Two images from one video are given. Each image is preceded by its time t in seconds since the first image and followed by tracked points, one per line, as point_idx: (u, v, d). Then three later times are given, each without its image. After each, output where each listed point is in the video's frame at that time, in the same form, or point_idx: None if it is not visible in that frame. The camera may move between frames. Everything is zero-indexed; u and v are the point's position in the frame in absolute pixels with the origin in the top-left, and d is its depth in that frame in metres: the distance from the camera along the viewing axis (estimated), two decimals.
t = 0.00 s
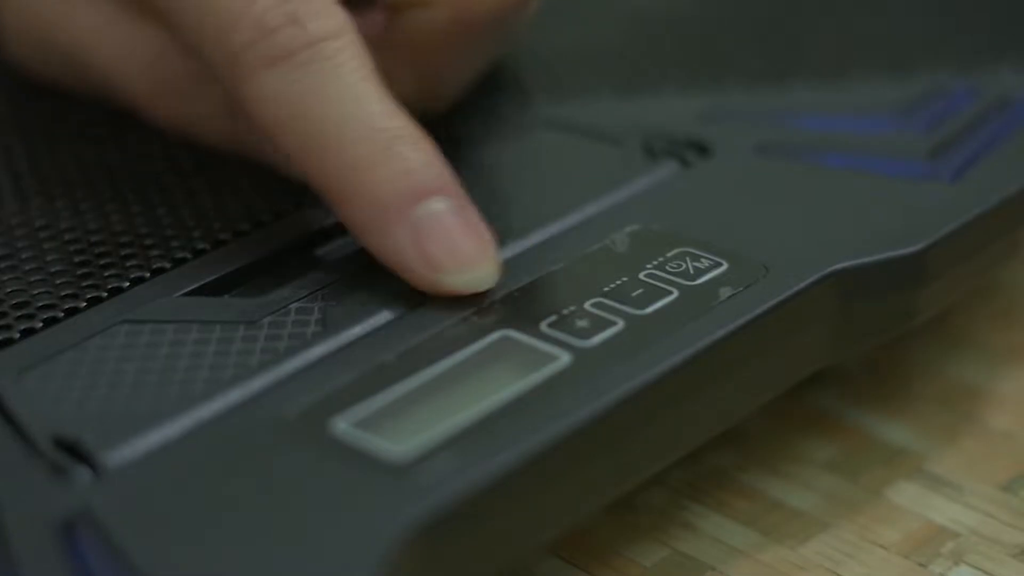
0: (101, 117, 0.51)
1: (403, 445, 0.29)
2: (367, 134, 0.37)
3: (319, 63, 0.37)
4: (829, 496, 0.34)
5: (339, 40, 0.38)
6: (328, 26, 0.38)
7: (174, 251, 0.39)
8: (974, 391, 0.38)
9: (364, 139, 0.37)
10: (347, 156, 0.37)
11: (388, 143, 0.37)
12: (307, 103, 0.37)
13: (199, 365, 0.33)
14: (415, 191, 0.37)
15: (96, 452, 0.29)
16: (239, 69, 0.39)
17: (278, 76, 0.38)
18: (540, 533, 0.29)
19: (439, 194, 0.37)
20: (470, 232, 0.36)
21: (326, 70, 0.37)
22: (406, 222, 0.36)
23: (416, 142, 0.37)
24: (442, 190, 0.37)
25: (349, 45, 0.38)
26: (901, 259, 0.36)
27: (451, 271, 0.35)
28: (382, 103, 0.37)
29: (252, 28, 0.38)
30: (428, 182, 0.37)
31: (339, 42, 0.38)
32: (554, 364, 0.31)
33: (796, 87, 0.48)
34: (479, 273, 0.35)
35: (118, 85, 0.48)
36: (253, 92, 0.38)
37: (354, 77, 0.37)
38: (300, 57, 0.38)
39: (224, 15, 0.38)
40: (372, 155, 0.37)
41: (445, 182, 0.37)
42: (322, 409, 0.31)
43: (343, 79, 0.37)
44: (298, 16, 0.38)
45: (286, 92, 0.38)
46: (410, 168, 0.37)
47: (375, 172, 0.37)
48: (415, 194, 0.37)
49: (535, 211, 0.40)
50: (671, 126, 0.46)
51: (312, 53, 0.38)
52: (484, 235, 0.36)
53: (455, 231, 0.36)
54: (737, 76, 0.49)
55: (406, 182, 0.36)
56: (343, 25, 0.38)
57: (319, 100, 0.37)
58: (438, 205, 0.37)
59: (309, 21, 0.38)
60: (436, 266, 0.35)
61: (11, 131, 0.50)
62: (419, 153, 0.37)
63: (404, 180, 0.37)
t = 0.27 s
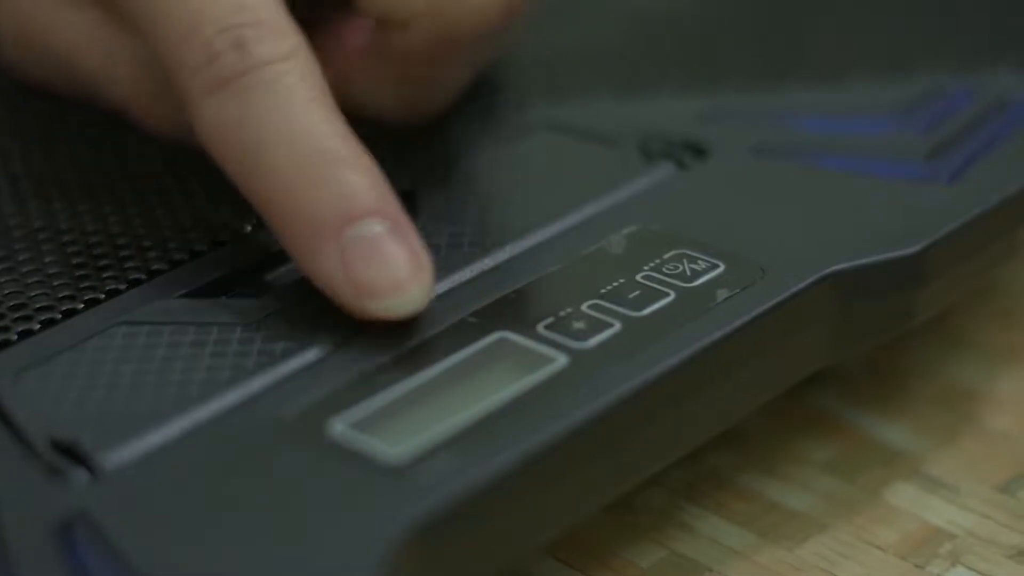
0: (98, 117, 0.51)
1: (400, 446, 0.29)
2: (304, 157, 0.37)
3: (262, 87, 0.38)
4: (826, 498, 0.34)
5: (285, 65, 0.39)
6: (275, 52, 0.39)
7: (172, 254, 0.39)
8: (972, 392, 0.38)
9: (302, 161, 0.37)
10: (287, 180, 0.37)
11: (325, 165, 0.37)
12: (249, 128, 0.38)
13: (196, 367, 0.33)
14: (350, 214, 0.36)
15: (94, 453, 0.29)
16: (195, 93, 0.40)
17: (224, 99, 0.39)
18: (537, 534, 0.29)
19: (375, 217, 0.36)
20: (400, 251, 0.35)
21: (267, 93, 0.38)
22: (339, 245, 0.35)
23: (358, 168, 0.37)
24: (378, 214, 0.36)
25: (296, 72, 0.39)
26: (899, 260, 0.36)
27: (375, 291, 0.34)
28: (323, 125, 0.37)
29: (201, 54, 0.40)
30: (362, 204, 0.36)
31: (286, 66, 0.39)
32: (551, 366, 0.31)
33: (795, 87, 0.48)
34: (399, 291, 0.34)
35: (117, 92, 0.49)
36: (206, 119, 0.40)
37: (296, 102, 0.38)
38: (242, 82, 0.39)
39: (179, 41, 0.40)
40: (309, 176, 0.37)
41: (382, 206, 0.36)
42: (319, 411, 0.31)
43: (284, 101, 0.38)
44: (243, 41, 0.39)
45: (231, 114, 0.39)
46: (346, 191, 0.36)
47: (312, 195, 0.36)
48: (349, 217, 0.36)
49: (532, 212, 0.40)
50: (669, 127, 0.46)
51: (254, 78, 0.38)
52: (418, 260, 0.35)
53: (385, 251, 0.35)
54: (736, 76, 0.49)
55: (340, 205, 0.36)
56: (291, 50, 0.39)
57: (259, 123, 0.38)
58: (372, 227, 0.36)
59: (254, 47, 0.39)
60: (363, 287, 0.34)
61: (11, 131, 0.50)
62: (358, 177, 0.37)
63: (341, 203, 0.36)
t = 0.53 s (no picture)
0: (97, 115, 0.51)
1: (397, 450, 0.29)
2: (251, 200, 0.34)
3: (216, 134, 0.36)
4: (823, 501, 0.34)
5: (243, 109, 0.36)
6: (232, 95, 0.36)
7: (170, 257, 0.39)
8: (970, 394, 0.38)
9: (250, 203, 0.34)
10: (233, 224, 0.34)
11: (271, 206, 0.34)
12: (201, 176, 0.36)
13: (194, 369, 0.33)
14: (293, 256, 0.33)
15: (92, 456, 0.29)
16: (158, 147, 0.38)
17: (182, 151, 0.36)
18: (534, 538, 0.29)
19: (319, 258, 0.33)
20: (342, 294, 0.32)
21: (220, 138, 0.35)
22: (278, 284, 0.32)
23: (308, 210, 0.34)
24: (323, 254, 0.33)
25: (254, 117, 0.36)
26: (895, 262, 0.36)
27: (314, 330, 0.31)
28: (276, 169, 0.35)
29: (159, 103, 0.37)
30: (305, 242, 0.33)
31: (243, 110, 0.36)
32: (548, 369, 0.31)
33: (794, 89, 0.48)
34: (341, 333, 0.31)
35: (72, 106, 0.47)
36: (165, 170, 0.37)
37: (250, 146, 0.35)
38: (197, 128, 0.36)
39: (145, 89, 0.38)
40: (253, 217, 0.34)
41: (329, 249, 0.33)
42: (317, 413, 0.31)
43: (239, 148, 0.35)
44: (199, 87, 0.37)
45: (186, 166, 0.36)
46: (291, 231, 0.33)
47: (257, 238, 0.34)
48: (291, 257, 0.33)
49: (530, 215, 0.40)
50: (667, 129, 0.46)
51: (208, 123, 0.36)
52: (363, 308, 0.32)
53: (325, 291, 0.32)
54: (735, 78, 0.49)
55: (282, 244, 0.33)
56: (251, 93, 0.36)
57: (212, 171, 0.35)
58: (315, 268, 0.32)
59: (209, 92, 0.36)
60: (301, 327, 0.32)
61: (10, 130, 0.50)
62: (307, 220, 0.34)
63: (284, 244, 0.33)
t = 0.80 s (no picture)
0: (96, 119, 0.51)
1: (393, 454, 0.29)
2: (291, 249, 0.31)
3: (250, 179, 0.32)
4: (820, 505, 0.34)
5: (275, 152, 0.33)
6: (264, 134, 0.33)
7: (167, 261, 0.39)
8: (966, 398, 0.39)
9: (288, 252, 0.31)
10: (267, 273, 0.31)
11: (311, 256, 0.31)
12: (233, 221, 0.32)
13: (190, 373, 0.33)
14: (337, 310, 0.30)
15: (88, 460, 0.29)
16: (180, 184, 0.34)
17: (212, 192, 0.33)
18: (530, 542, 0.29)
19: (364, 312, 0.30)
20: (390, 351, 0.30)
21: (255, 182, 0.32)
22: (321, 341, 0.30)
23: (348, 258, 0.31)
24: (368, 308, 0.30)
25: (287, 160, 0.33)
26: (892, 267, 0.36)
27: (366, 391, 0.29)
28: (314, 215, 0.32)
29: (186, 143, 0.34)
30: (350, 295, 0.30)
31: (275, 150, 0.33)
32: (545, 372, 0.31)
33: (791, 95, 0.48)
34: (387, 390, 0.29)
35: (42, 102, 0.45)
36: (189, 212, 0.34)
37: (286, 190, 0.32)
38: (230, 171, 0.33)
39: (165, 126, 0.34)
40: (289, 267, 0.31)
41: (374, 301, 0.31)
42: (313, 418, 0.31)
43: (274, 193, 0.32)
44: (230, 127, 0.33)
45: (217, 210, 0.33)
46: (333, 282, 0.31)
47: (295, 290, 0.31)
48: (334, 311, 0.30)
49: (527, 219, 0.40)
50: (664, 133, 0.46)
51: (243, 166, 0.33)
52: (413, 367, 0.30)
53: (374, 350, 0.30)
54: (732, 83, 0.49)
55: (325, 296, 0.30)
56: (284, 133, 0.33)
57: (245, 216, 0.32)
58: (363, 323, 0.30)
59: (241, 132, 0.33)
60: (349, 388, 0.29)
61: (8, 132, 0.50)
62: (349, 270, 0.31)
63: (325, 296, 0.30)
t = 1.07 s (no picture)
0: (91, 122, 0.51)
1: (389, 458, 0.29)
2: (300, 266, 0.30)
3: (259, 194, 0.32)
4: (817, 510, 0.34)
5: (283, 166, 0.32)
6: (272, 148, 0.32)
7: (165, 266, 0.39)
8: (963, 403, 0.39)
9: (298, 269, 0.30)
10: (274, 290, 0.31)
11: (321, 273, 0.30)
12: (239, 235, 0.32)
13: (187, 377, 0.33)
14: (347, 330, 0.30)
15: (85, 465, 0.29)
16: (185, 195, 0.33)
17: (220, 206, 0.32)
18: (526, 547, 0.29)
19: (374, 332, 0.30)
20: (400, 372, 0.29)
21: (264, 197, 0.32)
22: (331, 362, 0.30)
23: (357, 275, 0.31)
24: (379, 328, 0.30)
25: (297, 174, 0.32)
26: (889, 271, 0.36)
27: (375, 411, 0.29)
28: (323, 231, 0.31)
29: (192, 155, 0.33)
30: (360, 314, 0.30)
31: (283, 164, 0.32)
32: (541, 377, 0.31)
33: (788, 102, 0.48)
34: (398, 413, 0.29)
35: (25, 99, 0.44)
36: (195, 223, 0.33)
37: (295, 205, 0.31)
38: (238, 186, 0.32)
39: (168, 136, 0.33)
40: (299, 285, 0.30)
41: (384, 320, 0.30)
42: (310, 422, 0.31)
43: (283, 208, 0.31)
44: (238, 140, 0.32)
45: (224, 224, 0.32)
46: (343, 302, 0.30)
47: (302, 308, 0.30)
48: (344, 331, 0.30)
49: (525, 224, 0.40)
50: (660, 138, 0.46)
51: (251, 181, 0.32)
52: (423, 387, 0.29)
53: (384, 372, 0.29)
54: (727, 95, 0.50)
55: (335, 316, 0.30)
56: (292, 146, 0.33)
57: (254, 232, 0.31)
58: (372, 344, 0.30)
59: (250, 146, 0.32)
60: (358, 407, 0.29)
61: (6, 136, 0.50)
62: (359, 288, 0.30)
63: (333, 316, 0.30)
